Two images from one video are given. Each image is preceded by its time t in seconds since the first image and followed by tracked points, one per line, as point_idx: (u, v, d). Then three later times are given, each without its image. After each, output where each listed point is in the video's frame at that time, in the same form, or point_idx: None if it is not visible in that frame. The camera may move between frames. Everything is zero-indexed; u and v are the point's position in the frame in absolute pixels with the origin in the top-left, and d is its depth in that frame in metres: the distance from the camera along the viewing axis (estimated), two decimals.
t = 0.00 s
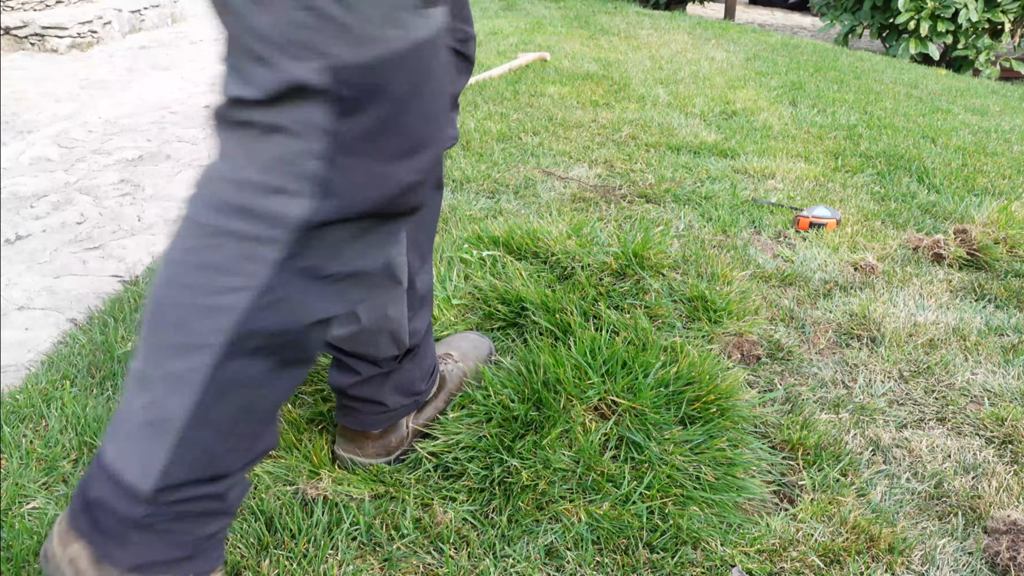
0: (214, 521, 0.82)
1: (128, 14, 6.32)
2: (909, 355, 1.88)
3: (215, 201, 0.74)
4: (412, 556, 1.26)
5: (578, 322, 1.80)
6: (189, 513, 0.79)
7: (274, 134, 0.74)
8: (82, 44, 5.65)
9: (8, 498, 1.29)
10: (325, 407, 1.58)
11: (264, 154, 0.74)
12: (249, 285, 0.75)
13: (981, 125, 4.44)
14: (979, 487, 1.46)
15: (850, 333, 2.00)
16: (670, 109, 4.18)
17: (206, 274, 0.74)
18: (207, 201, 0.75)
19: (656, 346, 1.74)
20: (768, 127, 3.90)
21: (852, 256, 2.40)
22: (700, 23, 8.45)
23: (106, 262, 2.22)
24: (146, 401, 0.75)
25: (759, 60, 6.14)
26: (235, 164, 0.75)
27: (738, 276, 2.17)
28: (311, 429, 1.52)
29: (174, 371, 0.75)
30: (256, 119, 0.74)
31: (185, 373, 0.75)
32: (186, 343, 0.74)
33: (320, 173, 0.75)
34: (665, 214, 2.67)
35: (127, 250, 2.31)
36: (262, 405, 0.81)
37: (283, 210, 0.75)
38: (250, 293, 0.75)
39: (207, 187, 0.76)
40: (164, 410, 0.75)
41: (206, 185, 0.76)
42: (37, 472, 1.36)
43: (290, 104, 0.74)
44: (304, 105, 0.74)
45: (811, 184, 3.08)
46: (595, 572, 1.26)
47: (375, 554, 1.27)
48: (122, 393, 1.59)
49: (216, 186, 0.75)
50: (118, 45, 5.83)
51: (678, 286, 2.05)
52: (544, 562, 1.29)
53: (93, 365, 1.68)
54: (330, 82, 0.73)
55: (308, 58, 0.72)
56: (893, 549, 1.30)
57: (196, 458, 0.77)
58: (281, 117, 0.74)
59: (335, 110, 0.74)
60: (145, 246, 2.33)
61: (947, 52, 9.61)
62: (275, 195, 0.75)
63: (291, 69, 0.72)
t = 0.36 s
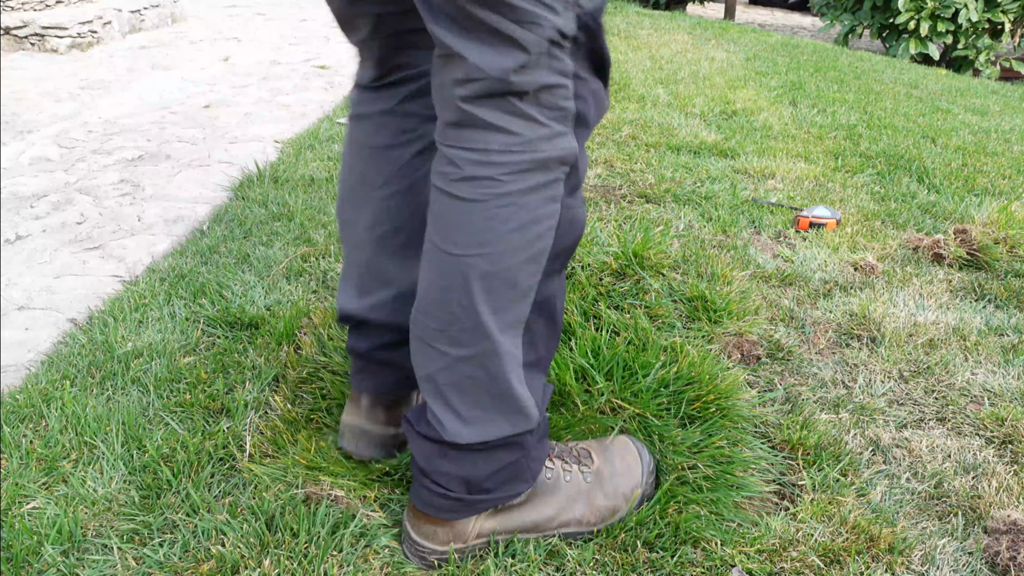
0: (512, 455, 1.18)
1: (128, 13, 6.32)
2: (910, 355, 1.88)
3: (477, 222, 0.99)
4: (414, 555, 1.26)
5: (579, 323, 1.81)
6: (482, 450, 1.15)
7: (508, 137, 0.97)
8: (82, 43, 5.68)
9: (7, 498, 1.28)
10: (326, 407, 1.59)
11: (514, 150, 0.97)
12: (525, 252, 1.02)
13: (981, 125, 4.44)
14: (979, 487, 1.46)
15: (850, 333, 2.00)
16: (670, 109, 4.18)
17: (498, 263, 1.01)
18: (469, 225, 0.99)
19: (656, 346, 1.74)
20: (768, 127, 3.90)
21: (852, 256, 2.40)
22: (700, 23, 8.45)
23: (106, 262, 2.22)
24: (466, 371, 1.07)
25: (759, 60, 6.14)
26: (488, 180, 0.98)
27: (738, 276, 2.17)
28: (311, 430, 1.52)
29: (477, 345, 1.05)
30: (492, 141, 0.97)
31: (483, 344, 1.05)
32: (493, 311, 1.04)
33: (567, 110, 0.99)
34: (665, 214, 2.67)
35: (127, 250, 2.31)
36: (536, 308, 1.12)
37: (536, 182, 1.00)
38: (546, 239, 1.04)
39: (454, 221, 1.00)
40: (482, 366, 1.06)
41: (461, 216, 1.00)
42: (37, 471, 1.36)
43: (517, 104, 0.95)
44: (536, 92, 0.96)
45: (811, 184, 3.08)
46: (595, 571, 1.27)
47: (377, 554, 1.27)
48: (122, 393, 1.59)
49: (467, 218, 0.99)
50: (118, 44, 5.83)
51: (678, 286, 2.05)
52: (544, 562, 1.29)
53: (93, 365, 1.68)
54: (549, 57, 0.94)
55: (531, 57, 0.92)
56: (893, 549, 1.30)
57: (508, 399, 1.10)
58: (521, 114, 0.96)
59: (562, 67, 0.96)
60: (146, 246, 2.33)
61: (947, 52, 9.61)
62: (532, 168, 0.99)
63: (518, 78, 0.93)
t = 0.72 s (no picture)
0: (512, 448, 1.16)
1: (128, 14, 6.34)
2: (909, 355, 1.89)
3: (486, 189, 0.98)
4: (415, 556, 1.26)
5: (579, 323, 1.81)
6: (481, 444, 1.13)
7: (518, 111, 0.96)
8: (82, 44, 5.70)
9: (8, 498, 1.29)
10: (326, 406, 1.59)
11: (523, 125, 0.96)
12: (530, 226, 1.00)
13: (980, 126, 4.45)
14: (978, 487, 1.47)
15: (850, 333, 2.00)
16: (670, 109, 4.18)
17: (505, 231, 0.99)
18: (476, 194, 0.98)
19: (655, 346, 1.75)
20: (768, 128, 3.90)
21: (851, 257, 2.40)
22: (699, 23, 8.45)
23: (106, 262, 2.22)
24: (466, 342, 1.04)
25: (758, 61, 6.15)
26: (496, 150, 0.97)
27: (738, 276, 2.17)
28: (311, 430, 1.52)
29: (478, 315, 1.02)
30: (501, 113, 0.96)
31: (484, 314, 1.02)
32: (496, 283, 1.01)
33: (576, 98, 1.00)
34: (664, 214, 2.68)
35: (128, 250, 2.31)
36: (541, 294, 1.10)
37: (543, 159, 0.99)
38: (551, 216, 1.02)
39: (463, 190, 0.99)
40: (483, 337, 1.03)
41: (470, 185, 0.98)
42: (38, 471, 1.36)
43: (531, 81, 0.95)
44: (547, 71, 0.95)
45: (811, 184, 3.09)
46: (595, 571, 1.27)
47: (377, 554, 1.27)
48: (123, 393, 1.60)
49: (475, 187, 0.98)
50: (118, 45, 5.85)
51: (678, 286, 2.06)
52: (544, 562, 1.29)
53: (94, 365, 1.68)
54: (564, 40, 0.95)
55: (549, 36, 0.93)
56: (892, 548, 1.30)
57: (508, 375, 1.07)
58: (532, 91, 0.95)
59: (575, 54, 0.97)
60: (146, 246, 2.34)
61: (947, 52, 9.62)
62: (539, 144, 0.98)
63: (534, 54, 0.93)
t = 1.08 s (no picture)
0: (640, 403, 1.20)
1: (128, 14, 6.35)
2: (909, 355, 1.89)
3: (636, 147, 1.05)
4: (415, 555, 1.26)
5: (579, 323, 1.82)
6: (615, 402, 1.17)
7: (656, 74, 1.05)
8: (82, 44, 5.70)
9: (8, 498, 1.29)
10: (326, 405, 1.59)
11: (662, 86, 1.05)
12: (668, 183, 1.08)
13: (980, 126, 4.45)
14: (978, 487, 1.47)
15: (849, 333, 2.00)
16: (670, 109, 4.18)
17: (651, 190, 1.07)
18: (619, 151, 1.05)
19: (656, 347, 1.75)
20: (768, 128, 3.90)
21: (851, 257, 2.40)
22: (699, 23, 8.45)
23: (106, 262, 2.22)
24: (611, 295, 1.09)
25: (758, 61, 6.15)
26: (642, 112, 1.05)
27: (738, 276, 2.17)
28: (312, 429, 1.53)
29: (623, 266, 1.08)
30: (640, 75, 1.05)
31: (630, 265, 1.08)
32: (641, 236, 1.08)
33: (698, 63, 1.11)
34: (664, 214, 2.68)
35: (128, 250, 2.31)
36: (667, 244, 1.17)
37: (676, 120, 1.08)
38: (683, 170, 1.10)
39: (603, 149, 1.06)
40: (629, 290, 1.09)
41: (613, 144, 1.06)
42: (38, 471, 1.36)
43: (667, 46, 1.05)
44: (679, 37, 1.06)
45: (811, 184, 3.09)
46: (595, 571, 1.27)
47: (377, 553, 1.26)
48: (123, 392, 1.60)
49: (616, 144, 1.05)
50: (118, 45, 5.86)
51: (678, 286, 2.06)
52: (544, 562, 1.29)
53: (94, 365, 1.68)
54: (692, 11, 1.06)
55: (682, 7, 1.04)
56: (892, 548, 1.30)
57: (645, 327, 1.12)
58: (668, 56, 1.05)
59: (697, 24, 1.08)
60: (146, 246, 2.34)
61: (947, 52, 9.62)
62: (676, 105, 1.07)
63: (670, 20, 1.03)
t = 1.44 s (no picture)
0: (633, 421, 1.22)
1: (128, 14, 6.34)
2: (910, 355, 1.88)
3: (622, 162, 1.03)
4: (414, 556, 1.25)
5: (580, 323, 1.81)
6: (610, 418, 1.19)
7: (646, 88, 1.02)
8: (82, 44, 5.70)
9: (7, 498, 1.29)
10: (326, 405, 1.58)
11: (651, 100, 1.03)
12: (658, 198, 1.06)
13: (981, 125, 4.44)
14: (979, 487, 1.46)
15: (850, 333, 2.00)
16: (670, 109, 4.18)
17: (637, 207, 1.05)
18: (607, 167, 1.03)
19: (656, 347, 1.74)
20: (768, 127, 3.90)
21: (852, 256, 2.40)
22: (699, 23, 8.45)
23: (106, 262, 2.22)
24: (600, 311, 1.09)
25: (758, 60, 6.14)
26: (628, 125, 1.02)
27: (738, 276, 2.17)
28: (312, 429, 1.52)
29: (612, 283, 1.07)
30: (629, 89, 1.02)
31: (618, 282, 1.07)
32: (630, 252, 1.06)
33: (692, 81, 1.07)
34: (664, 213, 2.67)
35: (127, 250, 2.31)
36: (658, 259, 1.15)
37: (666, 134, 1.05)
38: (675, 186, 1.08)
39: (591, 165, 1.04)
40: (617, 306, 1.08)
41: (601, 161, 1.03)
42: (37, 472, 1.36)
43: (657, 60, 1.01)
44: (671, 52, 1.02)
45: (811, 184, 3.08)
46: (595, 571, 1.27)
47: (377, 554, 1.26)
48: (122, 393, 1.59)
49: (604, 161, 1.03)
50: (118, 44, 5.85)
51: (679, 286, 2.06)
52: (544, 563, 1.29)
53: (93, 365, 1.68)
54: (686, 24, 1.03)
55: (674, 17, 1.00)
56: (893, 549, 1.30)
57: (634, 341, 1.12)
58: (658, 71, 1.02)
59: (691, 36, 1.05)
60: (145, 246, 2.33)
61: (948, 51, 9.61)
62: (665, 119, 1.04)
63: (662, 32, 1.00)
